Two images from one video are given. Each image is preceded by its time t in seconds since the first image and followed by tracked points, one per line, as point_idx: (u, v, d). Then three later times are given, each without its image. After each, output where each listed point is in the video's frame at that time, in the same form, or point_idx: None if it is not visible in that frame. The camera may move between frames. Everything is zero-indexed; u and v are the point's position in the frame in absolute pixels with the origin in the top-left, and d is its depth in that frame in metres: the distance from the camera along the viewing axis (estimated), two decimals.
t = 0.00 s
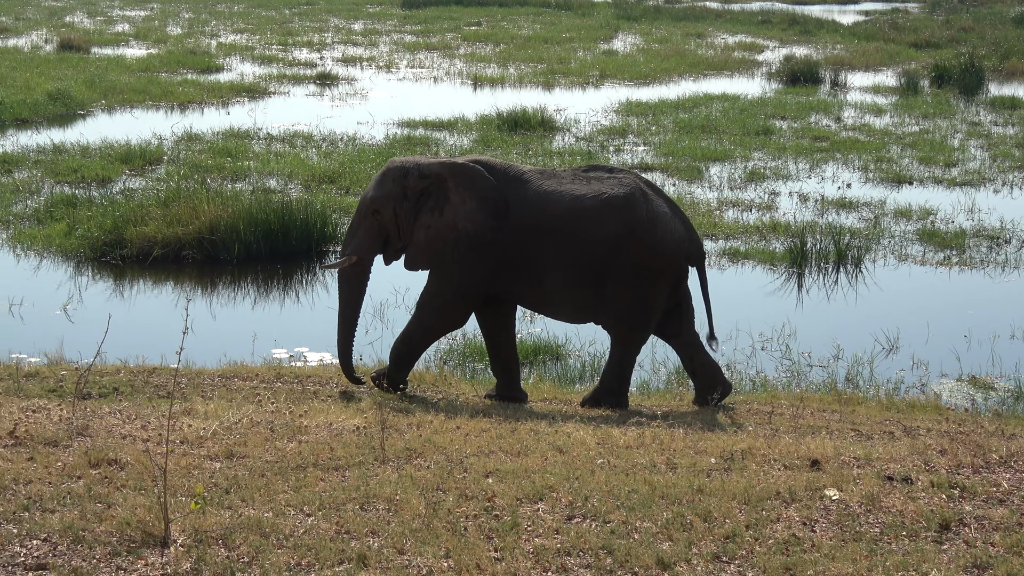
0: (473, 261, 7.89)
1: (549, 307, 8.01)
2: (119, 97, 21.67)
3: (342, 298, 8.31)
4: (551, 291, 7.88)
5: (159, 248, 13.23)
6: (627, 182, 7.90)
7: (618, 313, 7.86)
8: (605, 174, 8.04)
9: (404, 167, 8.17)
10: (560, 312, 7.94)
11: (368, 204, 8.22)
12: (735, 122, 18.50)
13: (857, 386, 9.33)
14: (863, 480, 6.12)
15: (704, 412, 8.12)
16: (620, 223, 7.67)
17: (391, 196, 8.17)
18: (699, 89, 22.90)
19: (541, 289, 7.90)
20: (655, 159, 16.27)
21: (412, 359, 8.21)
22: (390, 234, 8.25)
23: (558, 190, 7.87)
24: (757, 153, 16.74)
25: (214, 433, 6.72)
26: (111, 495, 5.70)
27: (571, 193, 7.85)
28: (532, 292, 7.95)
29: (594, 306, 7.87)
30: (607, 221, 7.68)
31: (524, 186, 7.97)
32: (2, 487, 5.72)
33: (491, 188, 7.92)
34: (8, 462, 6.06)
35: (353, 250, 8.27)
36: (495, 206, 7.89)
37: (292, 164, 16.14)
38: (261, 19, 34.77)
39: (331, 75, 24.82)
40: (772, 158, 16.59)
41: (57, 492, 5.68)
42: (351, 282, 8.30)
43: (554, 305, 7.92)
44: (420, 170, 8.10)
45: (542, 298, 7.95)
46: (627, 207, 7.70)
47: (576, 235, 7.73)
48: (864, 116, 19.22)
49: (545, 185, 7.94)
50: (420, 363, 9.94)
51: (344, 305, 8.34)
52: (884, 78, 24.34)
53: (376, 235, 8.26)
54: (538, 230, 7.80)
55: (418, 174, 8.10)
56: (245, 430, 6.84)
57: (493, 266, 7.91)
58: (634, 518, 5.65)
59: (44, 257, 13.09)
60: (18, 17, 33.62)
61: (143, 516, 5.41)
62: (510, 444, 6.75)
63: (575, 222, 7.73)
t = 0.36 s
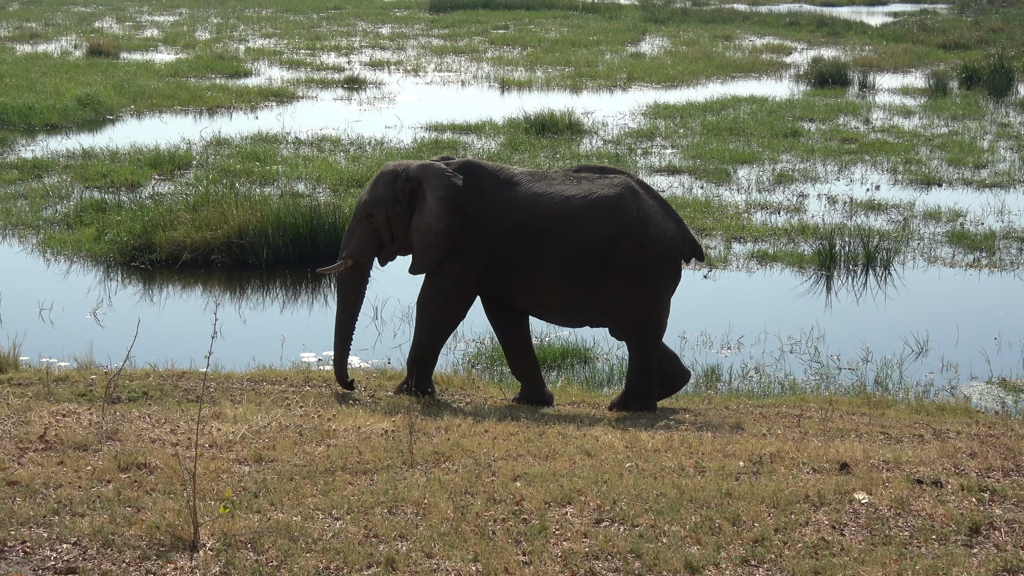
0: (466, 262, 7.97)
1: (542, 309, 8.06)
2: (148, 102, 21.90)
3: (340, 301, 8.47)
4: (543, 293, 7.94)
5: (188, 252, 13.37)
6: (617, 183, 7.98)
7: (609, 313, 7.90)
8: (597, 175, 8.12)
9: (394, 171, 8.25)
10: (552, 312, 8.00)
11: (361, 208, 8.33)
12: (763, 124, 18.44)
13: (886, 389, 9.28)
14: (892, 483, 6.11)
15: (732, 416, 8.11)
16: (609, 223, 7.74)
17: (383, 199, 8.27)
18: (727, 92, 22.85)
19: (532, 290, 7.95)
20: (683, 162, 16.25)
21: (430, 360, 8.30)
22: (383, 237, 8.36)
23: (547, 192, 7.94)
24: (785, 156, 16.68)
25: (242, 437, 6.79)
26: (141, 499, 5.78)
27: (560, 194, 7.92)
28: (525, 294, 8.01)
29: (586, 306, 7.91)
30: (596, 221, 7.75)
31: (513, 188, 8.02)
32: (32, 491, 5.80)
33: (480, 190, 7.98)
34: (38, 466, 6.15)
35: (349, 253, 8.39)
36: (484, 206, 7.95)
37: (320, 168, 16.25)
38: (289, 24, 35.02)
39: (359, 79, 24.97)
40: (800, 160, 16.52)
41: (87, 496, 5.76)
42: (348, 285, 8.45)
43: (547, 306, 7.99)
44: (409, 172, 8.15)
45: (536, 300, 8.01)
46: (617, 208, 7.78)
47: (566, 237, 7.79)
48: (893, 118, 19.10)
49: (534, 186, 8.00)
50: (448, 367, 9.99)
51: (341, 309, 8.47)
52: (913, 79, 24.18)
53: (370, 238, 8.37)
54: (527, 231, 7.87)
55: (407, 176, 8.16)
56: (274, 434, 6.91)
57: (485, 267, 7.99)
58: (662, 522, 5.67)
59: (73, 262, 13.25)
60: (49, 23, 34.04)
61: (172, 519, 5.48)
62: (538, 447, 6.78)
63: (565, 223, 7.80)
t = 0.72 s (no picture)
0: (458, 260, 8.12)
1: (533, 308, 8.16)
2: (175, 107, 22.10)
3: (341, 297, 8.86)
4: (533, 293, 8.05)
5: (214, 256, 13.51)
6: (612, 188, 8.06)
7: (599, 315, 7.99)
8: (593, 179, 8.21)
9: (393, 168, 8.48)
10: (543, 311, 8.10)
11: (360, 204, 8.62)
12: (788, 128, 18.39)
13: (913, 394, 9.25)
14: (919, 488, 6.10)
15: (757, 420, 8.11)
16: (601, 227, 7.83)
17: (380, 196, 8.53)
18: (752, 96, 22.80)
19: (523, 289, 8.06)
20: (708, 166, 16.23)
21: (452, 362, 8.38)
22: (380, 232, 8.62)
23: (541, 193, 8.05)
24: (810, 159, 16.62)
25: (268, 441, 6.86)
26: (167, 503, 5.86)
27: (553, 196, 8.02)
28: (517, 293, 8.12)
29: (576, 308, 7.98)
30: (587, 224, 7.85)
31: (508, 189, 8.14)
32: (59, 494, 5.89)
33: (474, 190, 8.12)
34: (66, 469, 6.24)
35: (348, 247, 8.72)
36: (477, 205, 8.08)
37: (345, 172, 16.36)
38: (314, 28, 35.24)
39: (384, 83, 25.09)
40: (826, 164, 16.46)
41: (113, 500, 5.84)
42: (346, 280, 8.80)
43: (537, 306, 8.09)
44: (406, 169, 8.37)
45: (527, 299, 8.11)
46: (608, 212, 7.87)
47: (557, 238, 7.88)
48: (919, 122, 18.99)
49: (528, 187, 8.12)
50: (473, 371, 10.03)
51: (343, 305, 8.85)
52: (939, 83, 24.04)
53: (368, 233, 8.65)
54: (518, 230, 7.97)
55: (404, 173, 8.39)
56: (299, 438, 6.98)
57: (480, 267, 8.09)
58: (688, 527, 5.69)
59: (100, 265, 13.40)
60: (76, 28, 34.39)
61: (198, 523, 5.55)
62: (563, 451, 6.81)
63: (557, 224, 7.90)
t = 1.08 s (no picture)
0: (456, 265, 8.18)
1: (527, 310, 8.22)
2: (199, 111, 22.29)
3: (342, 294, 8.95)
4: (528, 296, 8.10)
5: (238, 259, 13.63)
6: (607, 197, 8.09)
7: (594, 321, 8.04)
8: (588, 185, 8.23)
9: (390, 168, 8.51)
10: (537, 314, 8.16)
11: (357, 202, 8.67)
12: (812, 132, 18.34)
13: (938, 398, 9.22)
14: (944, 493, 6.09)
15: (780, 424, 8.11)
16: (596, 236, 7.88)
17: (377, 195, 8.57)
18: (776, 99, 22.75)
19: (518, 292, 8.12)
20: (732, 169, 16.22)
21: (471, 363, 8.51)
22: (377, 231, 8.69)
23: (537, 200, 8.09)
24: (835, 163, 16.57)
25: (292, 444, 6.93)
26: (191, 505, 5.94)
27: (549, 203, 8.06)
28: (512, 296, 8.19)
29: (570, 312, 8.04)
30: (582, 233, 7.90)
31: (504, 194, 8.18)
32: (84, 497, 5.97)
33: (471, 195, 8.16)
34: (90, 472, 6.33)
35: (346, 246, 8.79)
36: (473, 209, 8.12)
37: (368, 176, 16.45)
38: (339, 32, 35.43)
39: (408, 87, 25.20)
40: (850, 168, 16.41)
41: (137, 502, 5.92)
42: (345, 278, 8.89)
43: (532, 308, 8.14)
44: (403, 170, 8.40)
45: (523, 303, 8.16)
46: (603, 222, 7.92)
47: (553, 244, 7.93)
48: (945, 125, 18.89)
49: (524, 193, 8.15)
50: (496, 374, 10.08)
51: (344, 302, 8.94)
52: (965, 86, 23.90)
53: (366, 232, 8.72)
54: (514, 234, 8.02)
55: (400, 174, 8.43)
56: (323, 441, 7.04)
57: (476, 270, 8.17)
58: (712, 531, 5.70)
59: (125, 268, 13.54)
60: (102, 32, 34.72)
61: (222, 526, 5.62)
62: (587, 455, 6.84)
63: (552, 231, 7.94)
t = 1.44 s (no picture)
0: (451, 268, 8.27)
1: (525, 313, 8.29)
2: (223, 114, 22.46)
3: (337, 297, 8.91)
4: (525, 299, 8.17)
5: (261, 263, 13.75)
6: (598, 200, 8.17)
7: (591, 323, 8.11)
8: (580, 188, 8.30)
9: (385, 172, 8.58)
10: (535, 317, 8.23)
11: (353, 207, 8.71)
12: (835, 136, 18.29)
13: (960, 403, 9.19)
14: (967, 499, 6.08)
15: (801, 429, 8.11)
16: (588, 239, 7.97)
17: (372, 199, 8.61)
18: (799, 104, 22.69)
19: (515, 296, 8.19)
20: (754, 174, 16.21)
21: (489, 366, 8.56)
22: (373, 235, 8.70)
23: (530, 204, 8.17)
24: (858, 168, 16.52)
25: (314, 447, 7.00)
26: (213, 507, 6.01)
27: (541, 207, 8.15)
28: (509, 299, 8.26)
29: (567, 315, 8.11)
30: (574, 236, 7.98)
31: (497, 198, 8.26)
32: (107, 498, 6.06)
33: (466, 198, 8.25)
34: (114, 474, 6.41)
35: (341, 250, 8.76)
36: (468, 213, 8.21)
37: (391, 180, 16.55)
38: (362, 36, 35.59)
39: (431, 91, 25.29)
40: (873, 172, 16.36)
41: (161, 504, 6.00)
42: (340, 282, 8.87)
43: (529, 311, 8.21)
44: (399, 174, 8.48)
45: (520, 305, 8.23)
46: (594, 226, 8.01)
47: (546, 247, 8.01)
48: (969, 130, 18.80)
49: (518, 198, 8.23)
50: (518, 378, 10.13)
51: (340, 305, 8.91)
52: (989, 91, 23.77)
53: (362, 236, 8.72)
54: (509, 238, 8.10)
55: (397, 178, 8.50)
56: (345, 444, 7.11)
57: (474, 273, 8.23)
58: (734, 536, 5.72)
59: (148, 271, 13.68)
60: (127, 35, 35.02)
61: (244, 528, 5.69)
62: (609, 459, 6.87)
63: (545, 234, 8.03)
